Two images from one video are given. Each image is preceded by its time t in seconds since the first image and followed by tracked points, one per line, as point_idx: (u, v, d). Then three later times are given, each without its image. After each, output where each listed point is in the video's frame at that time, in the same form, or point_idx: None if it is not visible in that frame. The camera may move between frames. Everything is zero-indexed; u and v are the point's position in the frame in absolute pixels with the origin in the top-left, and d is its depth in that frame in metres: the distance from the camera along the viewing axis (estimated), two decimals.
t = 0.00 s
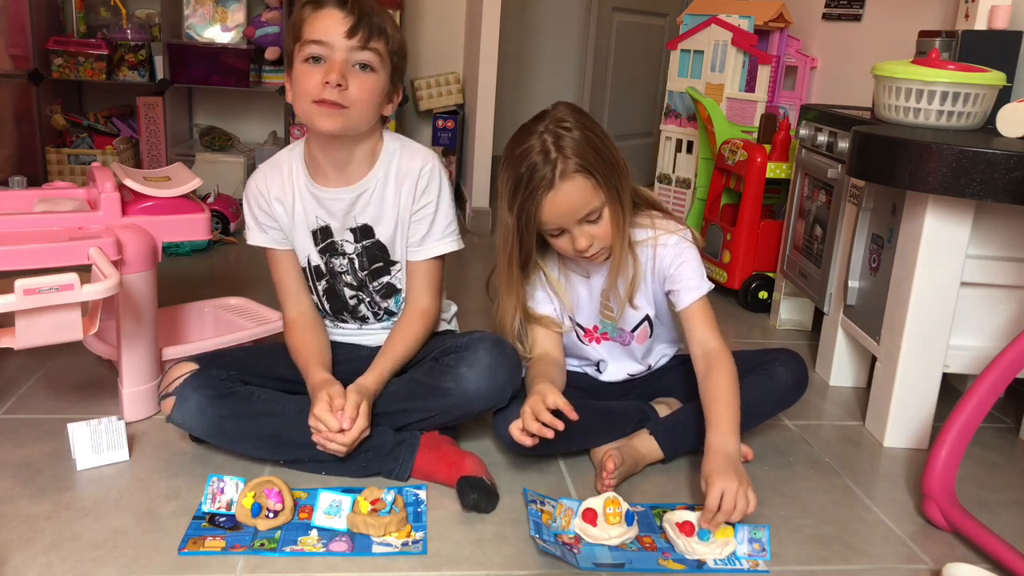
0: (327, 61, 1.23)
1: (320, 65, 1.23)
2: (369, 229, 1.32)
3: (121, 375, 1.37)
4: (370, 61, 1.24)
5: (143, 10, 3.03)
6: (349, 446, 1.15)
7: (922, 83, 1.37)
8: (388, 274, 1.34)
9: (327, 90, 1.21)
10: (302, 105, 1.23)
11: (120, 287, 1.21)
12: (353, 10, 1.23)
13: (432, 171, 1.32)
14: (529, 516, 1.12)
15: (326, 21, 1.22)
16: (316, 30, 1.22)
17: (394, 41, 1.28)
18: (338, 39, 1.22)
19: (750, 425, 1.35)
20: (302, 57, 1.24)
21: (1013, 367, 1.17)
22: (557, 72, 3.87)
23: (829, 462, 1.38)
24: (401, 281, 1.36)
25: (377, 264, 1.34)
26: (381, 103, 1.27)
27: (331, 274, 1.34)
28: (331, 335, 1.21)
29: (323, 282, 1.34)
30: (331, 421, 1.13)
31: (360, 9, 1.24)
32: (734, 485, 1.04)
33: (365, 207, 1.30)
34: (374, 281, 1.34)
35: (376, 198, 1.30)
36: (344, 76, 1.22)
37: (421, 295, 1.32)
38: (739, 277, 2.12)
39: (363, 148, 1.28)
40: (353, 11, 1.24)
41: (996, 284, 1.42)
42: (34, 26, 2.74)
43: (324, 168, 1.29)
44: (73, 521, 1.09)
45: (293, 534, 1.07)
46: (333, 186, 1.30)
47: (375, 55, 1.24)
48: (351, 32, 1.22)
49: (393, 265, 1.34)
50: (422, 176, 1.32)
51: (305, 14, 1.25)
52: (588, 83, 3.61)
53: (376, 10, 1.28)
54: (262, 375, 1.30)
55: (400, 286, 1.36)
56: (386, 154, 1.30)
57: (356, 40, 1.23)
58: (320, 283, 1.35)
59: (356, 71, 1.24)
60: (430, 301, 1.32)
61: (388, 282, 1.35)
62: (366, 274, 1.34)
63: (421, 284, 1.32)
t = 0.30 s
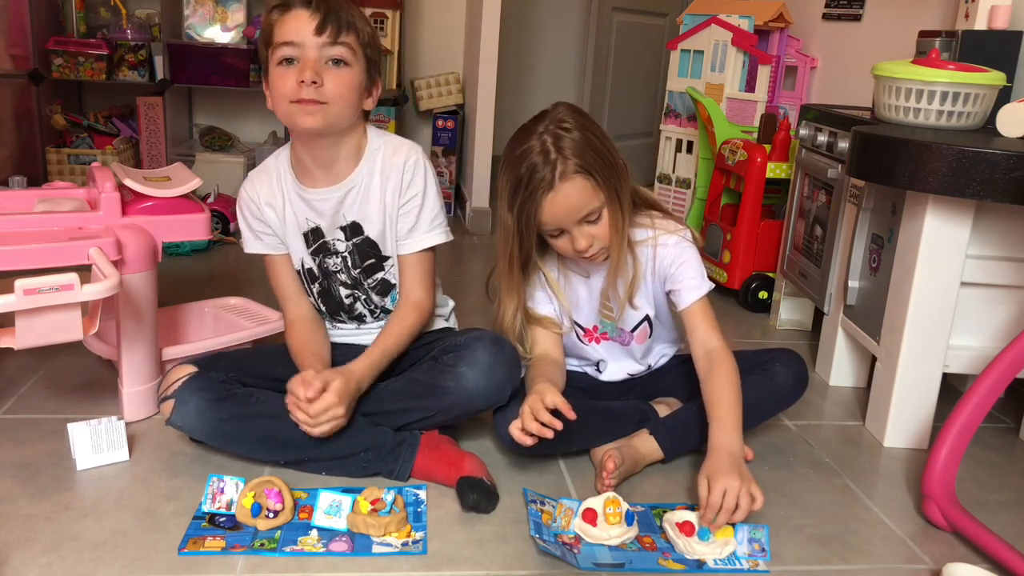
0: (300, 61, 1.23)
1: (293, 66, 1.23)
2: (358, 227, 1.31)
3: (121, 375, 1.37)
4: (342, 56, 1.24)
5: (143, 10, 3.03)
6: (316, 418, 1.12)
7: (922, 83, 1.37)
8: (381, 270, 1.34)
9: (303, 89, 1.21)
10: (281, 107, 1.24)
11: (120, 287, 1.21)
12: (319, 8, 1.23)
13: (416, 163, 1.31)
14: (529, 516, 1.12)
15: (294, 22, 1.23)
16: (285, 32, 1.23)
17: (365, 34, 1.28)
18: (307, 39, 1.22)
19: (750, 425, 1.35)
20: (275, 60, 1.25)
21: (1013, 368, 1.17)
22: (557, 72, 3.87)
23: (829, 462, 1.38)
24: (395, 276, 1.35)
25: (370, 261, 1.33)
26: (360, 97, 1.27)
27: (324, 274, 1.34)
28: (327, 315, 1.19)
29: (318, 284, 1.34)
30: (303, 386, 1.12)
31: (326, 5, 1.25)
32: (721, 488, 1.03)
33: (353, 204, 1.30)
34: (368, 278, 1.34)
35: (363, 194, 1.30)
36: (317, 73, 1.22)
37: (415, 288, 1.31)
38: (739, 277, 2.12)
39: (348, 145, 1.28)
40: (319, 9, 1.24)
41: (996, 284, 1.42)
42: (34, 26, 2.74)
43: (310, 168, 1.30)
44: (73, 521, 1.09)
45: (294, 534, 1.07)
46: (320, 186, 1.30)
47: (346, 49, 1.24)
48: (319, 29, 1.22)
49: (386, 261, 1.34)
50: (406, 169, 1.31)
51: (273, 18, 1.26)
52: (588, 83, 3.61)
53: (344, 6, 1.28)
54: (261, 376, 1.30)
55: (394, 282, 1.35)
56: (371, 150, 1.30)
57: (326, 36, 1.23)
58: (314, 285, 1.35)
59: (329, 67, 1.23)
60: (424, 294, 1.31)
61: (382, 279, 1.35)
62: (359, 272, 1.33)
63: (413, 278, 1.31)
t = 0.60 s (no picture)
0: (309, 61, 1.25)
1: (303, 66, 1.25)
2: (362, 224, 1.31)
3: (121, 375, 1.37)
4: (351, 57, 1.26)
5: (143, 10, 3.03)
6: (235, 331, 1.10)
7: (922, 83, 1.37)
8: (381, 265, 1.34)
9: (313, 90, 1.23)
10: (291, 107, 1.26)
11: (120, 287, 1.21)
12: (328, 9, 1.25)
13: (419, 162, 1.31)
14: (529, 516, 1.12)
15: (303, 23, 1.24)
16: (294, 32, 1.24)
17: (374, 34, 1.29)
18: (317, 39, 1.24)
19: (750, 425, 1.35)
20: (285, 60, 1.26)
21: (1013, 367, 1.17)
22: (557, 72, 3.87)
23: (829, 462, 1.38)
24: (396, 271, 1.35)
25: (369, 256, 1.33)
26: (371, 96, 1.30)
27: (326, 270, 1.34)
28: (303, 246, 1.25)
29: (320, 279, 1.34)
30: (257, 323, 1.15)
31: (335, 6, 1.26)
32: (739, 477, 1.04)
33: (358, 201, 1.30)
34: (368, 274, 1.34)
35: (368, 191, 1.30)
36: (327, 74, 1.24)
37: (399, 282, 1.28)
38: (739, 277, 2.12)
39: (355, 144, 1.29)
40: (328, 9, 1.25)
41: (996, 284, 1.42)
42: (34, 26, 2.74)
43: (317, 166, 1.31)
44: (73, 521, 1.09)
45: (294, 534, 1.07)
46: (326, 183, 1.30)
47: (355, 50, 1.26)
48: (329, 30, 1.24)
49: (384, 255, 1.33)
50: (409, 166, 1.31)
51: (282, 18, 1.27)
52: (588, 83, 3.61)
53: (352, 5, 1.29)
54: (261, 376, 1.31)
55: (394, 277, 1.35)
56: (377, 149, 1.31)
57: (335, 38, 1.24)
58: (316, 281, 1.35)
59: (338, 68, 1.25)
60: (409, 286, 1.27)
61: (382, 273, 1.35)
62: (360, 267, 1.33)
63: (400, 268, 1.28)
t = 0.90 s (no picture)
0: (340, 59, 1.26)
1: (333, 63, 1.26)
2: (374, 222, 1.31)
3: (121, 375, 1.37)
4: (381, 58, 1.27)
5: (143, 10, 3.03)
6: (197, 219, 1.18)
7: (922, 83, 1.37)
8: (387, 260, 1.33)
9: (341, 88, 1.24)
10: (318, 103, 1.26)
11: (120, 287, 1.21)
12: (364, 8, 1.26)
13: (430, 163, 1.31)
14: (530, 516, 1.12)
15: (336, 19, 1.25)
16: (327, 28, 1.25)
17: (405, 37, 1.30)
18: (350, 37, 1.25)
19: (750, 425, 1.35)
20: (315, 54, 1.27)
21: (1013, 367, 1.17)
22: (557, 72, 3.87)
23: (829, 462, 1.38)
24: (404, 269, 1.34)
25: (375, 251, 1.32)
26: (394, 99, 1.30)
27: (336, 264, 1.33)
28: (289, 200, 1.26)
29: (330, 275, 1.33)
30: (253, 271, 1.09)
31: (371, 6, 1.27)
32: (742, 478, 1.04)
33: (372, 198, 1.30)
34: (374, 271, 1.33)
35: (381, 189, 1.30)
36: (357, 73, 1.25)
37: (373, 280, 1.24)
38: (739, 277, 2.12)
39: (374, 147, 1.30)
40: (364, 9, 1.26)
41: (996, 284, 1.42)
42: (34, 26, 2.74)
43: (336, 162, 1.32)
44: (73, 521, 1.09)
45: (294, 534, 1.07)
46: (341, 180, 1.31)
47: (386, 52, 1.27)
48: (362, 30, 1.25)
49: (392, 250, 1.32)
50: (422, 164, 1.31)
51: (316, 13, 1.28)
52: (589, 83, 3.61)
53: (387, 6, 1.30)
54: (261, 374, 1.31)
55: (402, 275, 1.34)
56: (395, 148, 1.32)
57: (368, 38, 1.25)
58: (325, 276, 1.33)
59: (368, 68, 1.26)
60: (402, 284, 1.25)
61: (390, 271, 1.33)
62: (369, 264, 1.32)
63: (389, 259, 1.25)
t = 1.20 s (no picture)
0: (364, 58, 1.19)
1: (358, 62, 1.20)
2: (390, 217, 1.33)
3: (120, 375, 1.37)
4: (405, 57, 1.21)
5: (143, 10, 3.03)
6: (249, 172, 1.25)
7: (922, 83, 1.37)
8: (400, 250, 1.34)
9: (368, 89, 1.19)
10: (342, 102, 1.23)
11: (120, 287, 1.21)
12: (388, 6, 1.19)
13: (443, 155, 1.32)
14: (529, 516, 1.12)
15: (361, 18, 1.18)
16: (352, 26, 1.18)
17: (425, 34, 1.26)
18: (375, 37, 1.18)
19: (750, 426, 1.35)
20: (340, 52, 1.20)
21: (1013, 367, 1.17)
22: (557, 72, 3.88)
23: (829, 462, 1.38)
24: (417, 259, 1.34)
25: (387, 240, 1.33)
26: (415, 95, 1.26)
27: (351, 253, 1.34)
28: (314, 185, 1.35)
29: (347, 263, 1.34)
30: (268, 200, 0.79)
31: (395, 5, 1.20)
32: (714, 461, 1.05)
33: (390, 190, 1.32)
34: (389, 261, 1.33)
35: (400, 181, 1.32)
36: (382, 74, 1.19)
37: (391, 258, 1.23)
38: (739, 277, 2.12)
39: (395, 142, 1.31)
40: (389, 9, 1.19)
41: (996, 284, 1.42)
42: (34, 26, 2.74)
43: (357, 156, 1.33)
44: (73, 521, 1.09)
45: (294, 534, 1.07)
46: (361, 171, 1.33)
47: (410, 51, 1.21)
48: (387, 30, 1.18)
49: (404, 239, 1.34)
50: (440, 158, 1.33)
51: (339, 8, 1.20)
52: (589, 83, 3.62)
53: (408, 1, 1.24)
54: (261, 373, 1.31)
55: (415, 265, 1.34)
56: (415, 143, 1.33)
57: (392, 38, 1.19)
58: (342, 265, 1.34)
59: (392, 67, 1.20)
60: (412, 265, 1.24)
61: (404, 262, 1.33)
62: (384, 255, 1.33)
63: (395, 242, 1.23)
